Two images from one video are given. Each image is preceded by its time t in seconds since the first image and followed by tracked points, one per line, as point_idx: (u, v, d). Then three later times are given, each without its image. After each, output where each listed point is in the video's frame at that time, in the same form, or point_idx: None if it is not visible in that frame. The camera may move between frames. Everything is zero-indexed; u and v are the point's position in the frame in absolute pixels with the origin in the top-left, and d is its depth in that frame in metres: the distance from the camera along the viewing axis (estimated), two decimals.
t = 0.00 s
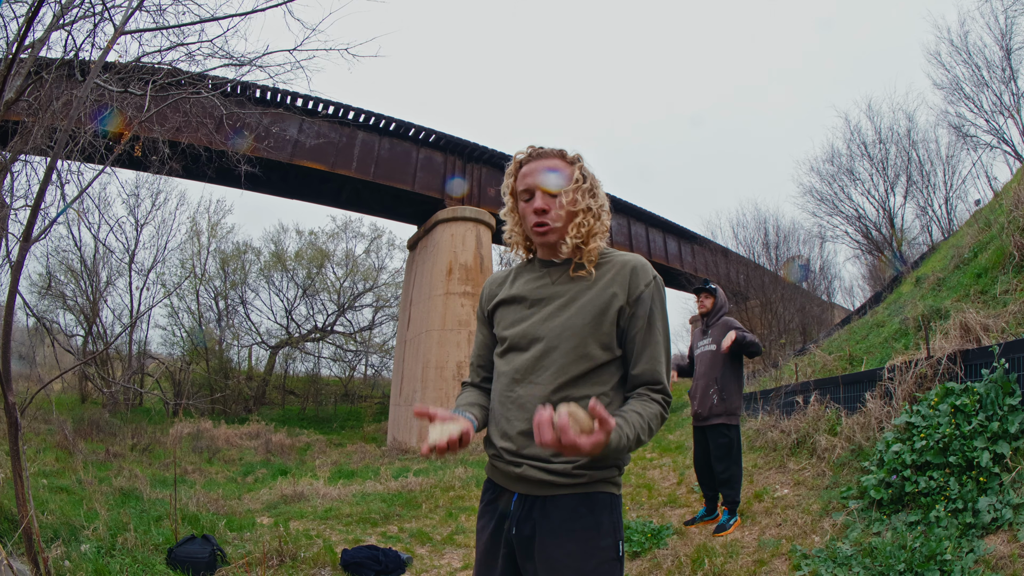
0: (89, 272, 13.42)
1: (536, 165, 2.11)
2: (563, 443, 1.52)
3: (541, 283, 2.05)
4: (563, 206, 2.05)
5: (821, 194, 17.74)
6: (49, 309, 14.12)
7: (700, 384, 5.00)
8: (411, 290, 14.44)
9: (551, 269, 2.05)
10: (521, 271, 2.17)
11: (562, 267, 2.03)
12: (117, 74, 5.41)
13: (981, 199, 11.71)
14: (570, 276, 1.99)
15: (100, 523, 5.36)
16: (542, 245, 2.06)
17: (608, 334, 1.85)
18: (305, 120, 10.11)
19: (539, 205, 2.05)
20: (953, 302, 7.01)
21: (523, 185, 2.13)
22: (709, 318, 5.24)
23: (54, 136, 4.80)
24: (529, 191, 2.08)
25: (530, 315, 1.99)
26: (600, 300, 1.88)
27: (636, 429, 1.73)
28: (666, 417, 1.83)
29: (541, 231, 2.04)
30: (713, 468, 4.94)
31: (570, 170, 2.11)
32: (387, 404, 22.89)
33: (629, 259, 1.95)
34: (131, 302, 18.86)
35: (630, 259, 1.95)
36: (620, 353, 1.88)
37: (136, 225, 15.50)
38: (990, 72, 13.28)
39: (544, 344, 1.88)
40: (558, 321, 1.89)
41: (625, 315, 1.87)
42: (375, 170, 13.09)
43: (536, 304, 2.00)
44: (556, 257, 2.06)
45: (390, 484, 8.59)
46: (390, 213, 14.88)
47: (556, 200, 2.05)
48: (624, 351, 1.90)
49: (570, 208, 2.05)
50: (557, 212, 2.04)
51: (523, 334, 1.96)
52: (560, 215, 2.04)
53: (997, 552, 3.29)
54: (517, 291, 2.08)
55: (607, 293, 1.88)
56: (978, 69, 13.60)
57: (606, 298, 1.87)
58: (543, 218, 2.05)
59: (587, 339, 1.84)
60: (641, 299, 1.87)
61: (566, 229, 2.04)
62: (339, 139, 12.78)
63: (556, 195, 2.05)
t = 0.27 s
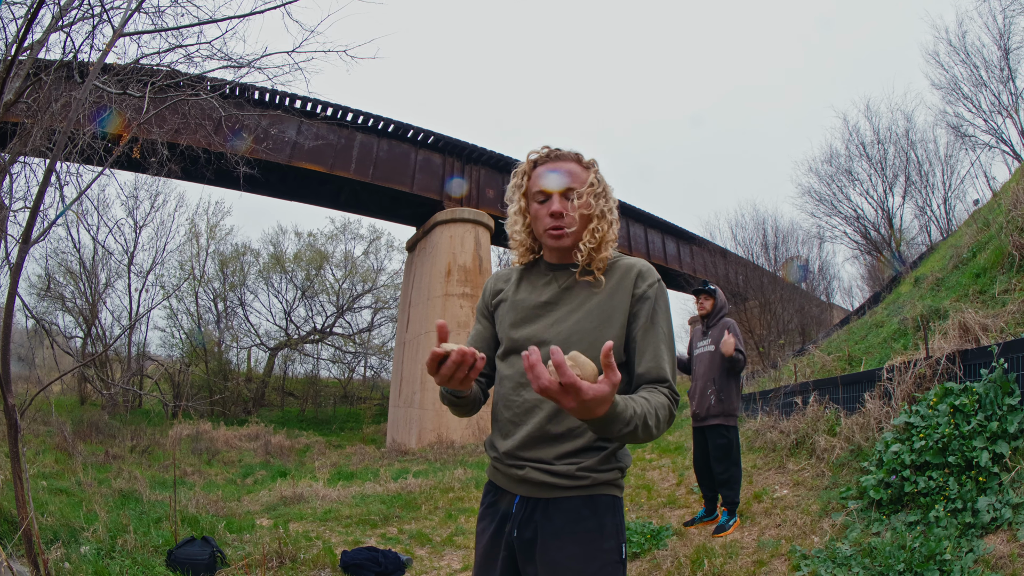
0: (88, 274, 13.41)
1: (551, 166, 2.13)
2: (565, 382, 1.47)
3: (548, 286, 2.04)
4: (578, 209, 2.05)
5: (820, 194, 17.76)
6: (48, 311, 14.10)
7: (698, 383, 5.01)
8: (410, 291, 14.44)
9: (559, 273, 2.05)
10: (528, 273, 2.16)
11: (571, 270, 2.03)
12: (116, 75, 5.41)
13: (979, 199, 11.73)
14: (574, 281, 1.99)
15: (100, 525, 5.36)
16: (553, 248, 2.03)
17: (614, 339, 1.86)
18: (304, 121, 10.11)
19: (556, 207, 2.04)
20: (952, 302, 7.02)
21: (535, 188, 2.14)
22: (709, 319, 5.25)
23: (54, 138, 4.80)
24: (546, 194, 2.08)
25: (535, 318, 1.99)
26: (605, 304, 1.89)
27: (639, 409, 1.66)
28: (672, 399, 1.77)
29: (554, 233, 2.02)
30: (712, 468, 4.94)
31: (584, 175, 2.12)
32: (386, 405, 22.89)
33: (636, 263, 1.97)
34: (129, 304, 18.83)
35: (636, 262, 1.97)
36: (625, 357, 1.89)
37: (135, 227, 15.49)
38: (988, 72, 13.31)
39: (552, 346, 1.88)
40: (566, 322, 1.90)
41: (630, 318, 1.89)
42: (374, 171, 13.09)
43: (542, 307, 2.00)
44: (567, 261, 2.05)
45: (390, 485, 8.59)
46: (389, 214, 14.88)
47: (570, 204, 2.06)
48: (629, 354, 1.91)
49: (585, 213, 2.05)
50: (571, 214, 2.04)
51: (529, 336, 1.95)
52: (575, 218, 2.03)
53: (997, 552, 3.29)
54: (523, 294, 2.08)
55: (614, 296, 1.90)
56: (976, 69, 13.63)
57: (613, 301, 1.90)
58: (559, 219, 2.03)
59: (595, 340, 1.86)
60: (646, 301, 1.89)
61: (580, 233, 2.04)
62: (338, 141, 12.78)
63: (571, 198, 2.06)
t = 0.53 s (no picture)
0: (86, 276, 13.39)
1: (555, 162, 2.18)
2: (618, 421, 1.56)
3: (550, 281, 2.05)
4: (577, 203, 2.09)
5: (818, 193, 17.79)
6: (46, 313, 14.08)
7: (696, 381, 5.01)
8: (409, 292, 14.44)
9: (562, 269, 2.05)
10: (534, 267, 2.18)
11: (574, 265, 2.04)
12: (114, 77, 5.42)
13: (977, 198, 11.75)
14: (578, 282, 1.96)
15: (100, 526, 5.36)
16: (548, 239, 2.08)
17: (619, 341, 1.88)
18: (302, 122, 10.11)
19: (550, 197, 2.10)
20: (950, 301, 7.03)
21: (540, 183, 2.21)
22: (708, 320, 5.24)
23: (52, 140, 4.81)
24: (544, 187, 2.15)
25: (537, 315, 1.98)
26: (611, 305, 1.90)
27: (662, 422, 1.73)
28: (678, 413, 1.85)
29: (546, 223, 2.07)
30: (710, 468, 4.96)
31: (590, 170, 2.15)
32: (385, 406, 22.88)
33: (644, 265, 1.98)
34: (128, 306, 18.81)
35: (643, 265, 1.99)
36: (629, 360, 1.91)
37: (132, 229, 15.48)
38: (986, 70, 13.36)
39: (555, 345, 1.88)
40: (571, 321, 1.90)
41: (637, 320, 1.91)
42: (372, 172, 13.10)
43: (544, 303, 1.99)
44: (567, 255, 2.08)
45: (389, 486, 8.59)
46: (387, 215, 14.87)
47: (568, 197, 2.10)
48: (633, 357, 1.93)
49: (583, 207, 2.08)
50: (568, 207, 2.08)
51: (533, 334, 1.95)
52: (571, 211, 2.07)
53: (996, 550, 3.30)
54: (525, 288, 2.08)
55: (622, 298, 1.91)
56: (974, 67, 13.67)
57: (620, 304, 1.91)
58: (554, 211, 2.08)
59: (601, 341, 1.87)
60: (654, 306, 1.91)
61: (576, 226, 2.06)
62: (336, 142, 12.77)
63: (570, 191, 2.11)
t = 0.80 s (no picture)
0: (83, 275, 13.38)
1: (563, 158, 2.20)
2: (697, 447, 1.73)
3: (553, 277, 2.04)
4: (582, 198, 2.09)
5: (816, 195, 17.83)
6: (44, 312, 14.06)
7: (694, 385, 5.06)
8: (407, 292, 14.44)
9: (567, 267, 2.04)
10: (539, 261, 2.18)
11: (580, 264, 2.04)
12: (113, 76, 5.42)
13: (975, 200, 11.78)
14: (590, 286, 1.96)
15: (97, 526, 5.35)
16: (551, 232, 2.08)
17: (625, 344, 1.90)
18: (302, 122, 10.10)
19: (555, 189, 2.10)
20: (948, 303, 7.05)
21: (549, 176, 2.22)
22: (705, 322, 5.25)
23: (51, 139, 4.80)
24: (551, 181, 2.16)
25: (539, 311, 1.97)
26: (618, 310, 1.91)
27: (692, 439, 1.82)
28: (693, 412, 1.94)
29: (549, 215, 2.08)
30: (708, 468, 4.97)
31: (599, 167, 2.16)
32: (383, 406, 22.87)
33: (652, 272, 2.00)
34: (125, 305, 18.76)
35: (651, 271, 2.01)
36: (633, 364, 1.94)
37: (131, 228, 15.46)
38: (985, 73, 13.39)
39: (556, 344, 1.88)
40: (574, 321, 1.90)
41: (646, 326, 1.94)
42: (370, 172, 13.10)
43: (546, 299, 1.97)
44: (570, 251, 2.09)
45: (386, 486, 8.59)
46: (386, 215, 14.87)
47: (573, 191, 2.10)
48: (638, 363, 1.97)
49: (588, 202, 2.09)
50: (572, 202, 2.09)
51: (532, 329, 1.94)
52: (575, 206, 2.08)
53: (993, 552, 3.31)
54: (526, 280, 2.07)
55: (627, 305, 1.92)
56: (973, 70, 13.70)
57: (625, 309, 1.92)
58: (557, 204, 2.09)
59: (604, 345, 1.89)
60: (662, 315, 1.95)
61: (578, 219, 2.07)
62: (335, 142, 12.76)
63: (575, 186, 2.11)
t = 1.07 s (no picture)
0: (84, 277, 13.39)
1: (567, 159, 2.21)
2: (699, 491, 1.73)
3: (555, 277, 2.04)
4: (582, 197, 2.10)
5: (817, 195, 17.83)
6: (45, 313, 14.07)
7: (695, 386, 5.03)
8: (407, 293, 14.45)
9: (569, 270, 2.04)
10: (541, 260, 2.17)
11: (582, 265, 2.05)
12: (113, 78, 5.43)
13: (975, 199, 11.78)
14: (592, 293, 1.95)
15: (98, 527, 5.37)
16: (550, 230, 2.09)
17: (628, 350, 1.94)
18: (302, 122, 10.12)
19: (557, 190, 2.12)
20: (948, 302, 7.05)
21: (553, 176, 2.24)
22: (705, 322, 5.23)
23: (52, 140, 4.81)
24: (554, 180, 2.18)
25: (541, 308, 1.95)
26: (624, 316, 1.94)
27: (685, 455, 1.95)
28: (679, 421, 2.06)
29: (549, 213, 2.09)
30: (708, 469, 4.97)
31: (601, 168, 2.17)
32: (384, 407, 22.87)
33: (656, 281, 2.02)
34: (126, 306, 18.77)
35: (655, 280, 2.04)
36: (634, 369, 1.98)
37: (131, 229, 15.48)
38: (985, 72, 13.39)
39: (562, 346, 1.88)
40: (580, 324, 1.90)
41: (648, 335, 1.98)
42: (370, 173, 13.11)
43: (549, 298, 1.96)
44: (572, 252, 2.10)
45: (387, 487, 8.59)
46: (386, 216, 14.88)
47: (575, 191, 2.11)
48: (637, 368, 2.01)
49: (589, 201, 2.10)
50: (574, 202, 2.09)
51: (535, 328, 1.92)
52: (575, 205, 2.09)
53: (993, 551, 3.31)
54: (527, 277, 2.06)
55: (633, 311, 1.95)
56: (973, 69, 13.70)
57: (630, 316, 1.95)
58: (558, 204, 2.10)
59: (609, 350, 1.91)
60: (664, 325, 2.00)
61: (579, 219, 2.08)
62: (335, 143, 12.78)
63: (577, 185, 2.12)
